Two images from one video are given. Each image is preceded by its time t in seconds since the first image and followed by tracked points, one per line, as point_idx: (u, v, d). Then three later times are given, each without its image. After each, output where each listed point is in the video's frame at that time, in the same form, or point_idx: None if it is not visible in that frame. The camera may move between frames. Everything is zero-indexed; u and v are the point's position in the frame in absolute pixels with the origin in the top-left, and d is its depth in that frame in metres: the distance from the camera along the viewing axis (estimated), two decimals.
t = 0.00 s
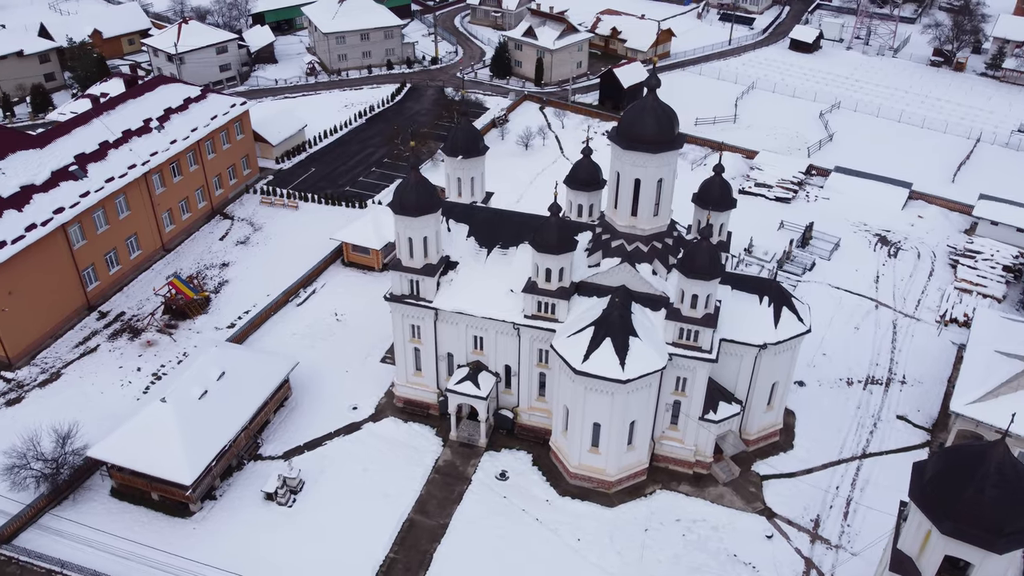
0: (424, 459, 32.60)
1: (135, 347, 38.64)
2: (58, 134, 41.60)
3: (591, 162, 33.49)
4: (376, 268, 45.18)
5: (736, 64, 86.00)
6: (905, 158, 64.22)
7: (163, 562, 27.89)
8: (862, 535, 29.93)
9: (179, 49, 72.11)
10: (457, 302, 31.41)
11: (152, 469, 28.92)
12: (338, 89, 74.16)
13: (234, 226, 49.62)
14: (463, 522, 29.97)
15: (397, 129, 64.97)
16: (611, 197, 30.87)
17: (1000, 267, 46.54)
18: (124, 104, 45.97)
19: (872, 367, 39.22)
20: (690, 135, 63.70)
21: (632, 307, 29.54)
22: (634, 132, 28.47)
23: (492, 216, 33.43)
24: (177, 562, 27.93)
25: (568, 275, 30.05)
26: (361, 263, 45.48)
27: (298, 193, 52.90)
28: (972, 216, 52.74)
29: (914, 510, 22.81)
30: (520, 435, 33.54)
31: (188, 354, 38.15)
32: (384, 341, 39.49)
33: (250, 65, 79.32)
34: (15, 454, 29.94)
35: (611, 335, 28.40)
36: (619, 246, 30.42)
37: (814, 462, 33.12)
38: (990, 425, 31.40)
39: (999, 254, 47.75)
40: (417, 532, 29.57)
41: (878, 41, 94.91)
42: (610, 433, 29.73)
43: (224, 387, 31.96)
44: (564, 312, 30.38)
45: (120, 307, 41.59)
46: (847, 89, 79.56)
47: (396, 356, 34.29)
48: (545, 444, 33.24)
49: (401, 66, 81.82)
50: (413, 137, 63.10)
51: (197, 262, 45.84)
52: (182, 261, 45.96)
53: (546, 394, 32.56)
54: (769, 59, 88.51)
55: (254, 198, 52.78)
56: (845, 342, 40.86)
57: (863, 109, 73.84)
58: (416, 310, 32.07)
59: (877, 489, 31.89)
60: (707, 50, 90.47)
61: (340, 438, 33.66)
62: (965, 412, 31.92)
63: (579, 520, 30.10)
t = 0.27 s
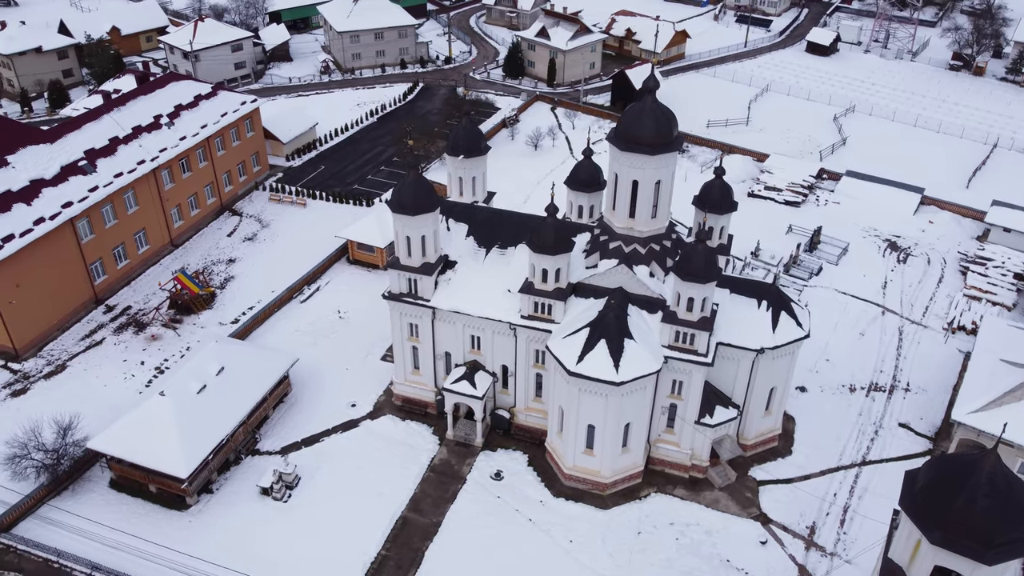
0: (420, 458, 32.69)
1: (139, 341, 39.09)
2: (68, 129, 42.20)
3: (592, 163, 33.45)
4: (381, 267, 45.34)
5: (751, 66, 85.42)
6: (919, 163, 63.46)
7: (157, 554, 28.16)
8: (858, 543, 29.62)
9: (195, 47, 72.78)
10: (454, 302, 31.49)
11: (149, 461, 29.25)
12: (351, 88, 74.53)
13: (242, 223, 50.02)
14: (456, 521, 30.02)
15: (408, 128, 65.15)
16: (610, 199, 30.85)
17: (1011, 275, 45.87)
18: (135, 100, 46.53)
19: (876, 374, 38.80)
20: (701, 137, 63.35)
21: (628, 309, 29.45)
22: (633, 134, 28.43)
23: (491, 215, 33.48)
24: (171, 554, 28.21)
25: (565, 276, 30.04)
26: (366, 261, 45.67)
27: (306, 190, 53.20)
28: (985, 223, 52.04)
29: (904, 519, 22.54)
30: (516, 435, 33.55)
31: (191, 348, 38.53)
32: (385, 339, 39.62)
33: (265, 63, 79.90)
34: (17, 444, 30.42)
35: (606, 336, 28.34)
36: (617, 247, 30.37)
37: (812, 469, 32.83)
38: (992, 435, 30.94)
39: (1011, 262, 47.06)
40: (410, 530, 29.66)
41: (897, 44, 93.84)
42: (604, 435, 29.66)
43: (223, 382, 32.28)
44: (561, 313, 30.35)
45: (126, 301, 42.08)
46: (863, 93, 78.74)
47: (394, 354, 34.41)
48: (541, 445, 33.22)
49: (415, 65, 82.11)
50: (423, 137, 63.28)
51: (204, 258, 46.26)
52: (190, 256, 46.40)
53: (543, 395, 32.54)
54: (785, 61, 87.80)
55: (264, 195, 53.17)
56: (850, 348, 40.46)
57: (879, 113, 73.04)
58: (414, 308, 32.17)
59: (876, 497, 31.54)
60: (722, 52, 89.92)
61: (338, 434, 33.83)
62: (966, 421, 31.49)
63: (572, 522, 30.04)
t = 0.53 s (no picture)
0: (415, 456, 32.78)
1: (144, 335, 39.53)
2: (79, 124, 42.76)
3: (593, 164, 33.37)
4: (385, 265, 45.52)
5: (766, 69, 84.81)
6: (933, 168, 62.70)
7: (151, 547, 28.43)
8: (854, 551, 29.33)
9: (210, 44, 73.41)
10: (451, 301, 31.54)
11: (146, 454, 29.57)
12: (364, 86, 74.86)
13: (250, 219, 50.42)
14: (448, 520, 30.06)
15: (418, 127, 65.35)
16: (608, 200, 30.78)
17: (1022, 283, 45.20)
18: (145, 97, 47.05)
19: (879, 380, 38.40)
20: (711, 139, 62.97)
21: (624, 311, 29.35)
22: (631, 135, 28.33)
23: (491, 215, 33.52)
24: (166, 546, 28.49)
25: (562, 277, 29.99)
26: (370, 259, 45.86)
27: (315, 188, 53.52)
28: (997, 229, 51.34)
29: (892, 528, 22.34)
30: (513, 435, 33.56)
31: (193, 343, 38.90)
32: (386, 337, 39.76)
33: (280, 61, 80.46)
34: (19, 434, 30.89)
35: (601, 338, 28.26)
36: (614, 249, 30.29)
37: (809, 475, 32.56)
38: (993, 444, 30.50)
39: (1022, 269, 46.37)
40: (403, 528, 29.76)
41: (915, 47, 92.73)
42: (598, 437, 29.57)
43: (222, 377, 32.60)
44: (557, 314, 30.32)
45: (133, 295, 42.56)
46: (879, 97, 77.93)
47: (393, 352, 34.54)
48: (537, 445, 33.20)
49: (428, 65, 82.37)
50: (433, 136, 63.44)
51: (211, 254, 46.69)
52: (197, 252, 46.85)
53: (539, 396, 32.54)
54: (801, 64, 87.07)
55: (272, 192, 53.55)
56: (853, 354, 40.07)
57: (894, 118, 72.26)
58: (412, 307, 32.26)
59: (873, 505, 31.21)
60: (737, 54, 89.36)
61: (335, 431, 34.02)
62: (967, 430, 31.10)
63: (566, 523, 29.99)
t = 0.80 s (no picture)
0: (411, 454, 32.89)
1: (148, 329, 39.96)
2: (89, 120, 43.25)
3: (593, 166, 33.32)
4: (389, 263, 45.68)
5: (782, 71, 84.09)
6: (947, 174, 61.87)
7: (147, 539, 28.76)
8: (848, 559, 29.04)
9: (225, 42, 74.07)
10: (449, 300, 31.62)
11: (144, 446, 29.92)
12: (376, 85, 75.17)
13: (258, 216, 50.80)
14: (441, 518, 30.13)
15: (429, 126, 65.51)
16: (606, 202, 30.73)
17: None
18: (156, 93, 47.53)
19: (882, 387, 37.98)
20: (722, 142, 62.59)
21: (620, 312, 29.28)
22: (628, 137, 28.29)
23: (490, 215, 33.58)
24: (161, 538, 28.80)
25: (559, 278, 29.96)
26: (375, 257, 46.03)
27: (323, 185, 53.81)
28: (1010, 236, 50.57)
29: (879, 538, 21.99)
30: (509, 435, 33.56)
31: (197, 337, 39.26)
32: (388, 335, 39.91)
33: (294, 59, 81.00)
34: (21, 425, 31.39)
35: (596, 340, 28.20)
36: (611, 251, 30.23)
37: (807, 481, 32.27)
38: (994, 454, 30.06)
39: None
40: (396, 525, 29.87)
41: (935, 51, 91.46)
42: (592, 439, 29.51)
43: (221, 371, 32.90)
44: (553, 315, 30.31)
45: (140, 289, 43.03)
46: (896, 101, 76.97)
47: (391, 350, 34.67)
48: (533, 446, 33.19)
49: (442, 64, 82.58)
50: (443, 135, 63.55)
51: (218, 249, 47.11)
52: (205, 247, 47.29)
53: (535, 396, 32.51)
54: (817, 67, 86.22)
55: (281, 189, 53.91)
56: (858, 360, 39.67)
57: (910, 122, 71.34)
58: (410, 305, 32.38)
59: (871, 513, 30.88)
60: (753, 56, 88.68)
61: (333, 427, 34.20)
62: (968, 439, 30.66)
63: (558, 525, 29.95)
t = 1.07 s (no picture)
0: (408, 452, 32.97)
1: (154, 323, 40.40)
2: (100, 115, 43.72)
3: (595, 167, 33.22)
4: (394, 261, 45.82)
5: (798, 74, 83.35)
6: (963, 180, 61.03)
7: (143, 531, 29.08)
8: (843, 568, 28.72)
9: (240, 40, 74.67)
10: (446, 299, 31.70)
11: (143, 439, 30.27)
12: (390, 85, 75.43)
13: (267, 213, 51.18)
14: (434, 517, 30.18)
15: (440, 125, 65.64)
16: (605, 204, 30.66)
17: None
18: (167, 90, 47.98)
19: (886, 395, 37.53)
20: (734, 145, 62.16)
21: (616, 315, 29.21)
22: (626, 138, 28.21)
23: (490, 215, 33.59)
24: (157, 531, 29.12)
25: (556, 279, 29.92)
26: (380, 255, 46.20)
27: (332, 183, 54.09)
28: None
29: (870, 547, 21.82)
30: (506, 436, 33.56)
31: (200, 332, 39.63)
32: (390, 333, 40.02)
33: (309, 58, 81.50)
34: (24, 416, 31.86)
35: (591, 342, 28.13)
36: (609, 253, 30.17)
37: (805, 488, 31.97)
38: (995, 465, 29.60)
39: None
40: (389, 523, 29.96)
41: (955, 56, 90.21)
42: (586, 441, 29.44)
43: (221, 366, 33.23)
44: (549, 316, 30.27)
45: (147, 284, 43.51)
46: (913, 105, 76.04)
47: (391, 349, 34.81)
48: (530, 446, 33.17)
49: (456, 64, 82.73)
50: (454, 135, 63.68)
51: (226, 245, 47.53)
52: (213, 243, 47.73)
53: (532, 397, 32.48)
54: (834, 70, 85.37)
55: (291, 186, 54.27)
56: (862, 367, 39.25)
57: (926, 127, 70.46)
58: (408, 304, 32.51)
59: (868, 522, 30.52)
60: (769, 59, 87.98)
61: (331, 424, 34.39)
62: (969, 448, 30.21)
63: (552, 526, 29.89)
